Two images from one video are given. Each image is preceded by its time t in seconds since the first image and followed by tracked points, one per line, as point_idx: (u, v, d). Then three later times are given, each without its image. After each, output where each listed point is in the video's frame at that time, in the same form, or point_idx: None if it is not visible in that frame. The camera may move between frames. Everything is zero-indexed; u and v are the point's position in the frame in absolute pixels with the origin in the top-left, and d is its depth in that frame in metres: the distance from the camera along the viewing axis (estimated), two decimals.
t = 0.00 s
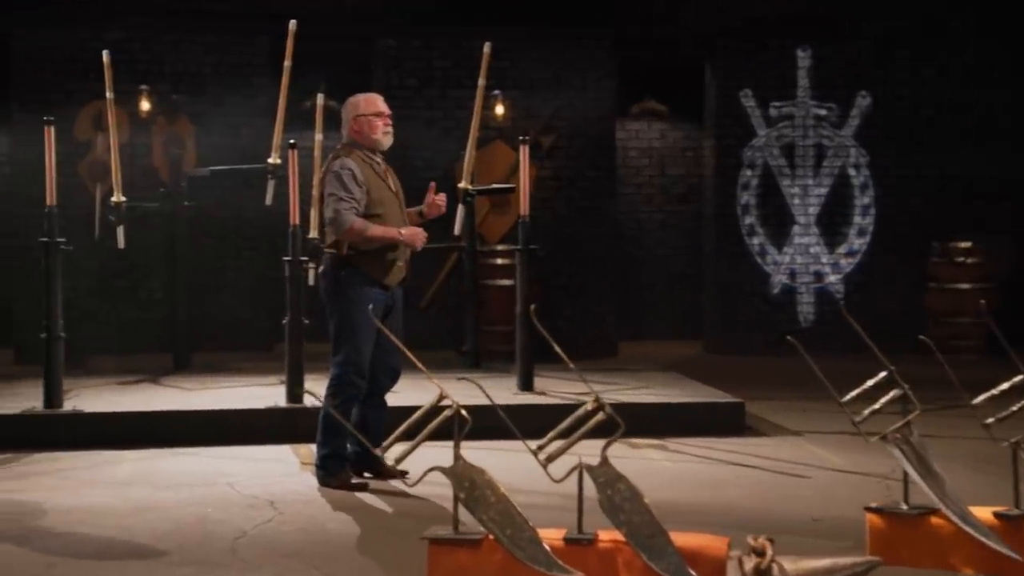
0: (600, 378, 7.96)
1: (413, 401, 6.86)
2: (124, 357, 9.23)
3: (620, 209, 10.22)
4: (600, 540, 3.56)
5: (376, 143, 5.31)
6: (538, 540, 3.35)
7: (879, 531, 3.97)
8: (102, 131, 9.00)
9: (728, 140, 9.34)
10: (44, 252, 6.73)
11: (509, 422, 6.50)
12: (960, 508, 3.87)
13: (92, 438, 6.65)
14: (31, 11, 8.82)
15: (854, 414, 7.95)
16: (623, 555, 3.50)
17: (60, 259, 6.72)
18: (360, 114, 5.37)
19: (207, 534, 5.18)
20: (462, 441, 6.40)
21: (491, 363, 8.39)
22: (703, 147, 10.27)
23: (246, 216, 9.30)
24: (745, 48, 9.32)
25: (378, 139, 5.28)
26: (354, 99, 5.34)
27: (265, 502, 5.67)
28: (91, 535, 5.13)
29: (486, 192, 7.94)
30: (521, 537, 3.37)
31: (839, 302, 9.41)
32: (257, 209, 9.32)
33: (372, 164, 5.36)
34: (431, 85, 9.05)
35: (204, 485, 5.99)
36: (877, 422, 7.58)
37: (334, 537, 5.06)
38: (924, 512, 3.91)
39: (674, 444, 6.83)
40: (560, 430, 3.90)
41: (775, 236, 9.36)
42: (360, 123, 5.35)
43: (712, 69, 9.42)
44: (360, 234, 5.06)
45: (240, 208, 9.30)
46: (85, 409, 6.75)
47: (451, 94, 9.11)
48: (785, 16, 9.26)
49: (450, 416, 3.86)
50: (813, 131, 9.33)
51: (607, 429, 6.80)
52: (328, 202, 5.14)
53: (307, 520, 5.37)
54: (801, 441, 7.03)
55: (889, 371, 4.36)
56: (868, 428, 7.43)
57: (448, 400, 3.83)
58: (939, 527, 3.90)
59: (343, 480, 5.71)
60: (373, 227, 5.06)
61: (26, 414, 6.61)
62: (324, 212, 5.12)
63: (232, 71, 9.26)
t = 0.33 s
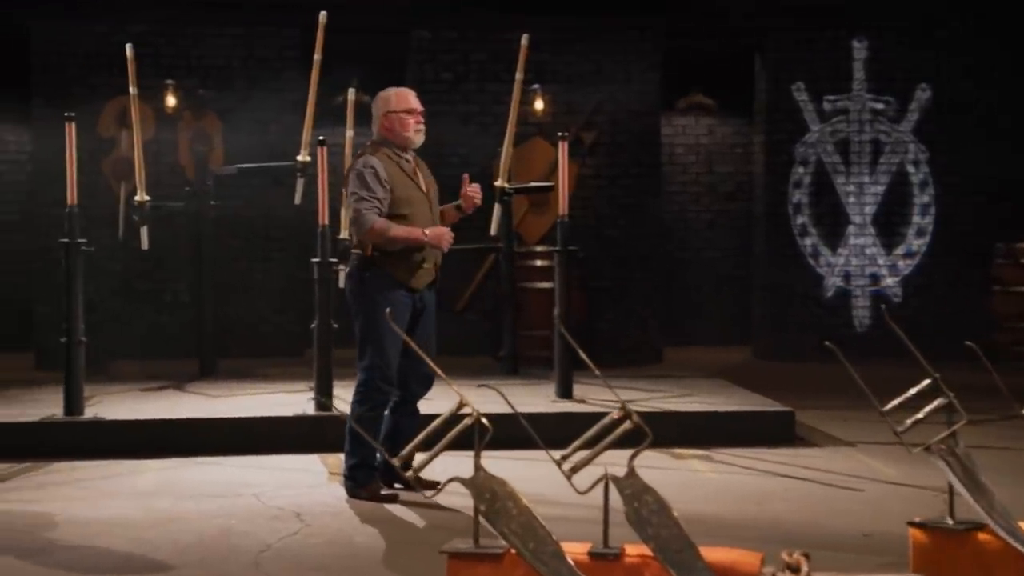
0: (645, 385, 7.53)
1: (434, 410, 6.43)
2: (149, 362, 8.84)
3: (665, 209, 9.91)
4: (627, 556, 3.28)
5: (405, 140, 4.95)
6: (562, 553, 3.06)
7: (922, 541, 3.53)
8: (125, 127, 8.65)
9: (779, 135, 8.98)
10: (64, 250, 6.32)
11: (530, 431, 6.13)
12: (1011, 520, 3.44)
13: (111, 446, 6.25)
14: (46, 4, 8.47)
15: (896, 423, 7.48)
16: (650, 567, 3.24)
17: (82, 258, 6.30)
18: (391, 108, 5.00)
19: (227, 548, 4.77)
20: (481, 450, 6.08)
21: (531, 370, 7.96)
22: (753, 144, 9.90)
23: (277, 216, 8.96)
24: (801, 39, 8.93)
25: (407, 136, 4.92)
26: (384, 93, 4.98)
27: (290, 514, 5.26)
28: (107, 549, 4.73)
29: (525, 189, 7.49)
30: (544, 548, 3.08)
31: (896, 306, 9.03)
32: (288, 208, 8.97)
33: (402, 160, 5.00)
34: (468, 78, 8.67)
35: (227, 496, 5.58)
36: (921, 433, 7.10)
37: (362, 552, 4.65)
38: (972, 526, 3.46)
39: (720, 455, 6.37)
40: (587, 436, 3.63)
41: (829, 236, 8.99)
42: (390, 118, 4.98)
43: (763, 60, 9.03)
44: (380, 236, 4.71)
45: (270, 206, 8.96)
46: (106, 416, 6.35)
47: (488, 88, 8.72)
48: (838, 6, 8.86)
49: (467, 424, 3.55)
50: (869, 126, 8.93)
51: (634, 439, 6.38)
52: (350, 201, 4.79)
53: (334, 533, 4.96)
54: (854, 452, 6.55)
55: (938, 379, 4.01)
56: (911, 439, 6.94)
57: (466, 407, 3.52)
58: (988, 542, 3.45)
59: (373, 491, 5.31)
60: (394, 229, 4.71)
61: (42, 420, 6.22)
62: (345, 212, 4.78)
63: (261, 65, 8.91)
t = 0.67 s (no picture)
0: (685, 392, 7.16)
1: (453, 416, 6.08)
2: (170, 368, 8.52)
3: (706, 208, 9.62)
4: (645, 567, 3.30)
5: (430, 140, 4.70)
6: (581, 569, 3.02)
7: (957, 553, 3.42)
8: (146, 124, 8.37)
9: (823, 131, 8.66)
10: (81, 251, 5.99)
11: (548, 440, 5.83)
12: None
13: (129, 454, 5.93)
14: None
15: (931, 432, 7.12)
16: None
17: (100, 260, 5.96)
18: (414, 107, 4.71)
19: (245, 561, 4.44)
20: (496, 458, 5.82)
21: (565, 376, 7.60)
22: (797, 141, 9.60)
23: (302, 216, 8.65)
24: (850, 30, 8.59)
25: (431, 137, 4.66)
26: (407, 91, 4.69)
27: (313, 525, 4.93)
28: (123, 561, 4.41)
29: (558, 188, 7.12)
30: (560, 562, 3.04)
31: (948, 309, 8.66)
32: (313, 208, 8.66)
33: (427, 160, 4.73)
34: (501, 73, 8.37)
35: (248, 506, 5.25)
36: (958, 443, 6.72)
37: (388, 566, 4.30)
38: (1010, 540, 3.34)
39: (760, 465, 6.00)
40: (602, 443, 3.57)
41: (878, 236, 8.65)
42: (413, 116, 4.70)
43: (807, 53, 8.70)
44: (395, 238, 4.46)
45: (296, 205, 8.65)
46: (125, 423, 6.03)
47: (522, 84, 8.40)
48: None
49: (482, 431, 3.38)
50: (921, 121, 8.58)
51: (656, 448, 6.03)
52: (365, 201, 4.53)
53: (357, 546, 4.62)
54: (901, 462, 6.17)
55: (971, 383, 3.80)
56: (947, 448, 6.57)
57: (481, 414, 3.32)
58: None
59: (397, 501, 4.98)
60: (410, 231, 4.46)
61: (56, 427, 5.91)
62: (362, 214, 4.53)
63: (287, 60, 8.62)
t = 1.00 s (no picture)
0: (719, 398, 6.87)
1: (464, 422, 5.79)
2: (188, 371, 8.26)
3: (742, 207, 9.36)
4: None
5: (454, 136, 4.46)
6: None
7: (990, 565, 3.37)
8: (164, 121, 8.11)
9: (864, 127, 8.41)
10: (93, 251, 5.71)
11: (561, 448, 5.57)
12: None
13: (142, 462, 5.66)
14: None
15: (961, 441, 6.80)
16: None
17: (113, 260, 5.69)
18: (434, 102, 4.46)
19: (260, 572, 4.16)
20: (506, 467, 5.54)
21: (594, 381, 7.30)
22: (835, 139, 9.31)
23: (323, 215, 8.39)
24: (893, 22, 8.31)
25: (456, 133, 4.43)
26: (429, 86, 4.45)
27: (331, 535, 4.64)
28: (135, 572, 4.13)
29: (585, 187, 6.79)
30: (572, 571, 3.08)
31: (994, 312, 8.31)
32: (334, 207, 8.40)
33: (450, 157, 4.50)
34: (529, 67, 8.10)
35: (265, 515, 4.97)
36: (992, 451, 6.41)
37: None
38: None
39: (795, 475, 5.69)
40: (620, 452, 3.43)
41: (920, 236, 8.37)
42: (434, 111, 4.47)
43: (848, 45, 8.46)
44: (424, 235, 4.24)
45: (317, 205, 8.39)
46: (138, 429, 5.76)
47: (551, 78, 8.12)
48: None
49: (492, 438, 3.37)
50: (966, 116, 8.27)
51: (672, 456, 5.74)
52: (391, 202, 4.33)
53: (377, 556, 4.34)
54: (942, 471, 5.84)
55: (1000, 392, 3.67)
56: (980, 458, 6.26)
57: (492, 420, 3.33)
58: None
59: (419, 510, 4.66)
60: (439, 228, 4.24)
61: (68, 433, 5.64)
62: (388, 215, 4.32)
63: (309, 55, 8.36)
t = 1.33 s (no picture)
0: (747, 403, 6.60)
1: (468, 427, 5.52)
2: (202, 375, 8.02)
3: (772, 207, 9.10)
4: None
5: (473, 131, 4.36)
6: None
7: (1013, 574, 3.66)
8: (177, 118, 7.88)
9: (899, 122, 8.15)
10: (102, 252, 5.45)
11: (570, 454, 5.32)
12: None
13: (150, 470, 5.40)
14: None
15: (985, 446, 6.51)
16: None
17: (122, 261, 5.43)
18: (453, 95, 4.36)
19: None
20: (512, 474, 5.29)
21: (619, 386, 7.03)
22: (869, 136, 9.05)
23: (339, 214, 8.16)
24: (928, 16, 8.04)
25: (477, 128, 4.33)
26: (448, 81, 4.34)
27: (344, 545, 4.40)
28: None
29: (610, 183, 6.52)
30: None
31: None
32: (350, 206, 8.16)
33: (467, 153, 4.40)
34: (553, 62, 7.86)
35: (275, 524, 4.72)
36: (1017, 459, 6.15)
37: None
38: None
39: (827, 483, 5.42)
40: (629, 460, 3.40)
41: (958, 237, 8.13)
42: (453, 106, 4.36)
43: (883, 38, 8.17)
44: (443, 235, 4.15)
45: (333, 204, 8.15)
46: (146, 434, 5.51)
47: (575, 73, 7.89)
48: None
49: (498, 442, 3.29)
50: (1006, 112, 8.02)
51: (683, 463, 5.46)
52: (408, 197, 4.20)
53: (391, 567, 4.09)
54: (981, 479, 5.57)
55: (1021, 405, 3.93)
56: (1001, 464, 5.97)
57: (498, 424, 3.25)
58: None
59: (435, 519, 4.44)
60: (458, 228, 4.16)
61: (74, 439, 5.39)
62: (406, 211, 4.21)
63: (327, 51, 8.12)
